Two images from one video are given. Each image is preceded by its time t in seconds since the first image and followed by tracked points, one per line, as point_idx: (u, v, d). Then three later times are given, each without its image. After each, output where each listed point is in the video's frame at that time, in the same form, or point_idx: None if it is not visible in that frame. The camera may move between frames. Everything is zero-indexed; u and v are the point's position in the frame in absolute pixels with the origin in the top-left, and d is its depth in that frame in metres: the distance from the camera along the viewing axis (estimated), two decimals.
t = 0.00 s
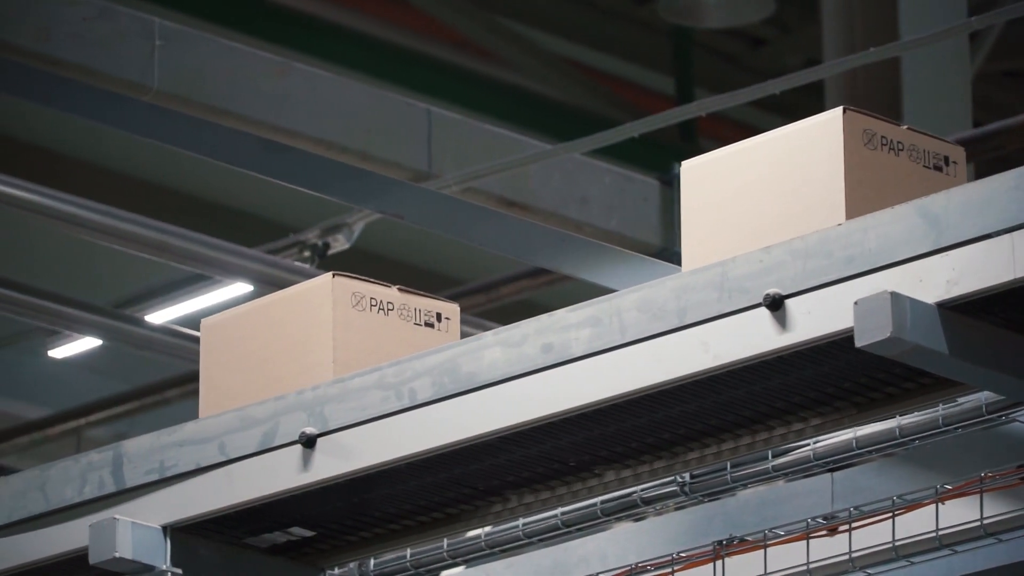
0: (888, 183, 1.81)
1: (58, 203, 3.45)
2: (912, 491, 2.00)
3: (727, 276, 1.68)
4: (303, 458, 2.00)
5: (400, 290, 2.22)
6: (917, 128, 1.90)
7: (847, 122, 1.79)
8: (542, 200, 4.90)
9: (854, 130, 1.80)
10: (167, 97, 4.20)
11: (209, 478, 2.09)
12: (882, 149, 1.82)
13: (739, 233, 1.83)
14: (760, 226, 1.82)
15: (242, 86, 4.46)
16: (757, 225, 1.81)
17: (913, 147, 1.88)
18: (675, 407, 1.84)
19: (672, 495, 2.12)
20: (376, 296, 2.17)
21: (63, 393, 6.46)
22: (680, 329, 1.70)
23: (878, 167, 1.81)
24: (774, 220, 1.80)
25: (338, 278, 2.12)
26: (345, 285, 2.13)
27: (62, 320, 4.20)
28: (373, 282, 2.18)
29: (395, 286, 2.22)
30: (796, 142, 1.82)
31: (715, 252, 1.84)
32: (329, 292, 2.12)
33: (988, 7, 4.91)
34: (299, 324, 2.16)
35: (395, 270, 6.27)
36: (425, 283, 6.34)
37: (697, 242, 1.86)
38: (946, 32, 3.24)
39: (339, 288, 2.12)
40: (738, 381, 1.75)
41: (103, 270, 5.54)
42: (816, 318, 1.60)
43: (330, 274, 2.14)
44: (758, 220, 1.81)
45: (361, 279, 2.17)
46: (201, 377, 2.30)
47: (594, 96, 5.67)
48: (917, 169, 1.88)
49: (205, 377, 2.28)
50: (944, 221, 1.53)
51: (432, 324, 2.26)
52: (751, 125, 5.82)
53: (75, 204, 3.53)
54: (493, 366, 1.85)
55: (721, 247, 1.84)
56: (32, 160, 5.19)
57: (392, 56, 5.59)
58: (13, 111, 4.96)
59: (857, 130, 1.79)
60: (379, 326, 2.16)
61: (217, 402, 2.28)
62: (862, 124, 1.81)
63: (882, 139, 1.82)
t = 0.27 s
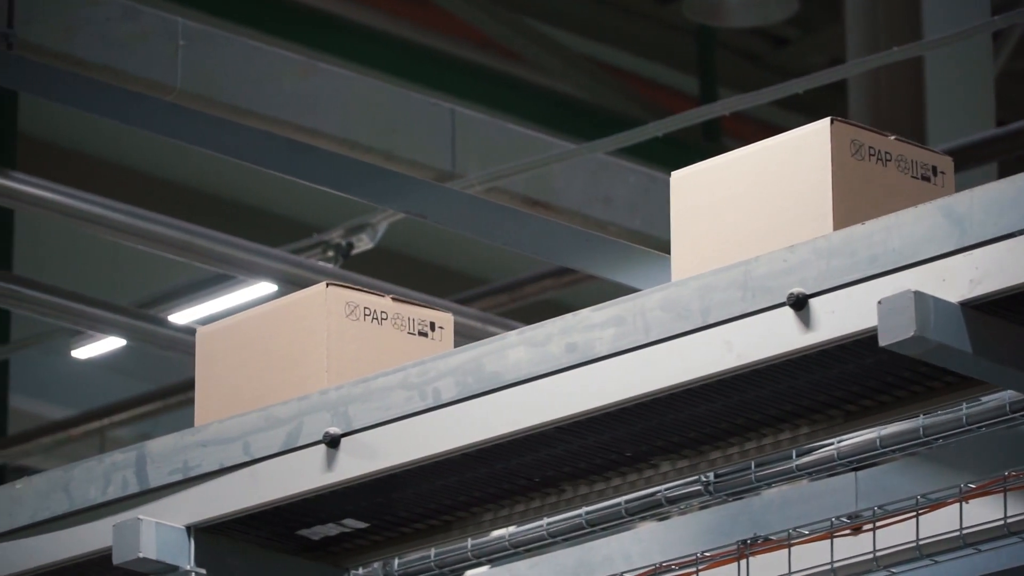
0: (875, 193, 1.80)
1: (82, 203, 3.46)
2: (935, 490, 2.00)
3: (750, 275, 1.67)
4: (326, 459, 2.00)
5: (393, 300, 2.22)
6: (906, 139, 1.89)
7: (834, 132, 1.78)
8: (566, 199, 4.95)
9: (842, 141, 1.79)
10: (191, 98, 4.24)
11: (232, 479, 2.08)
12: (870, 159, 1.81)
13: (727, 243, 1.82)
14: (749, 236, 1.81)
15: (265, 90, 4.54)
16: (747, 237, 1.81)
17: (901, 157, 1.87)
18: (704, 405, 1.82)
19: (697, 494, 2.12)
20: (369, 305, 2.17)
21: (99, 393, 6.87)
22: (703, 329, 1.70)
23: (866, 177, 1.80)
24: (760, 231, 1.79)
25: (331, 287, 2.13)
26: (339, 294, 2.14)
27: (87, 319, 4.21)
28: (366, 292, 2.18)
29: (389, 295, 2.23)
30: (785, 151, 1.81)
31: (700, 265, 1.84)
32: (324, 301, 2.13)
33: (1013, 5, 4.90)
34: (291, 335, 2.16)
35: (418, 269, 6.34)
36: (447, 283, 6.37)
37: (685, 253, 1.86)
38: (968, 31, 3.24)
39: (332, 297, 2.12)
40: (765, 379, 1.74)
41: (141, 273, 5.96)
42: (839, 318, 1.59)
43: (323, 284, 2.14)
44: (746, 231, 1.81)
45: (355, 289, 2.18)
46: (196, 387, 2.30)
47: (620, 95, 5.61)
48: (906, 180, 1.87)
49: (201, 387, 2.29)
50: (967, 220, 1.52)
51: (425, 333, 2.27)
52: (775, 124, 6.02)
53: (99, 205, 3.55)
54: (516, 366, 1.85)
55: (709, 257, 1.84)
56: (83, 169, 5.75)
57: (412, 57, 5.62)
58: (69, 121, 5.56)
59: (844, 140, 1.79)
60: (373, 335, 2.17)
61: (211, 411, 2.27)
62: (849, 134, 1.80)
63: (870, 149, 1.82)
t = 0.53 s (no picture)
0: (862, 204, 1.82)
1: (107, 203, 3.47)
2: (961, 489, 1.98)
3: (777, 275, 1.66)
4: (353, 458, 2.00)
5: (386, 310, 2.28)
6: (892, 150, 1.91)
7: (821, 144, 1.80)
8: (592, 199, 4.94)
9: (829, 153, 1.81)
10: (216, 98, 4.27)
11: (258, 478, 2.08)
12: (857, 170, 1.83)
13: (712, 255, 1.85)
14: (736, 247, 1.83)
15: (296, 92, 4.58)
16: (737, 247, 1.82)
17: (887, 168, 1.90)
18: (733, 404, 1.81)
19: (723, 492, 2.10)
20: (363, 315, 2.23)
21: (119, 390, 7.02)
22: (729, 328, 1.69)
23: (852, 188, 1.82)
24: (747, 242, 1.82)
25: (327, 297, 2.18)
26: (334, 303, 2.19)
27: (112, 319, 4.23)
28: (360, 302, 2.24)
29: (383, 305, 2.28)
30: (772, 163, 1.83)
31: (686, 276, 1.86)
32: (318, 311, 2.18)
33: None
34: (288, 344, 2.20)
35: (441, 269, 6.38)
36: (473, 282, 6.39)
37: (672, 266, 1.89)
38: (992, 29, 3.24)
39: (327, 307, 2.18)
40: (793, 378, 1.73)
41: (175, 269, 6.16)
42: (865, 316, 1.59)
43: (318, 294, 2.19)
44: (732, 242, 1.83)
45: (348, 300, 2.23)
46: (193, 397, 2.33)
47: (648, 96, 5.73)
48: (892, 191, 1.89)
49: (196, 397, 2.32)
50: (992, 217, 1.52)
51: (418, 342, 2.32)
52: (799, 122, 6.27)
53: (124, 205, 3.56)
54: (542, 365, 1.84)
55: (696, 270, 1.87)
56: (116, 171, 5.87)
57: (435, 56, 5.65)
58: (101, 121, 5.67)
59: (832, 151, 1.81)
60: (368, 343, 2.22)
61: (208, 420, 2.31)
62: (836, 145, 1.82)
63: (857, 160, 1.84)
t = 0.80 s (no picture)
0: (848, 214, 1.82)
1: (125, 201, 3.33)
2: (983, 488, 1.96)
3: (800, 274, 1.66)
4: (377, 458, 2.00)
5: (381, 319, 2.28)
6: (881, 160, 1.91)
7: (810, 154, 1.80)
8: (616, 197, 4.95)
9: (818, 163, 1.81)
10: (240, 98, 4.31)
11: (282, 478, 2.08)
12: (845, 180, 1.83)
13: (699, 267, 1.86)
14: (726, 258, 1.83)
15: (317, 92, 4.60)
16: (724, 258, 1.83)
17: (876, 178, 1.89)
18: (756, 403, 1.81)
19: (747, 492, 2.06)
20: (358, 324, 2.23)
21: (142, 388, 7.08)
22: (752, 329, 1.68)
23: (840, 198, 1.82)
24: (733, 253, 1.82)
25: (321, 306, 2.18)
26: (328, 313, 2.20)
27: (135, 319, 4.26)
28: (354, 311, 2.24)
29: (378, 314, 2.29)
30: (762, 172, 1.83)
31: (671, 287, 1.87)
32: (313, 320, 2.19)
33: None
34: (284, 352, 2.21)
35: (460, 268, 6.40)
36: (496, 281, 6.42)
37: (660, 276, 1.90)
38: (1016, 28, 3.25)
39: (321, 316, 2.18)
40: (816, 377, 1.72)
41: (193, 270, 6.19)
42: (888, 315, 1.58)
43: (313, 304, 2.19)
44: (720, 254, 1.84)
45: (343, 309, 2.23)
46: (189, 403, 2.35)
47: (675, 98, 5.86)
48: (881, 201, 1.88)
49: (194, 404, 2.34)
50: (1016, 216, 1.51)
51: (412, 351, 2.33)
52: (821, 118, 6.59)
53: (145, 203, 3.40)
54: (567, 363, 1.84)
55: (682, 279, 1.87)
56: (136, 170, 5.91)
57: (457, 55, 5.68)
58: (119, 121, 5.74)
59: (821, 161, 1.80)
60: (362, 352, 2.23)
61: (207, 427, 2.33)
62: (825, 155, 1.82)
63: (845, 170, 1.83)
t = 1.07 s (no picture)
0: (836, 224, 1.83)
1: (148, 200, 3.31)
2: (1005, 487, 1.95)
3: (823, 273, 1.66)
4: (400, 457, 2.00)
5: (375, 328, 2.30)
6: (869, 170, 1.92)
7: (797, 164, 1.82)
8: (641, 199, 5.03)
9: (805, 173, 1.83)
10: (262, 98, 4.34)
11: (306, 478, 2.08)
12: (833, 190, 1.85)
13: (686, 278, 1.87)
14: (715, 267, 1.84)
15: (335, 89, 4.65)
16: (712, 268, 1.84)
17: (863, 188, 1.90)
18: (776, 403, 1.80)
19: (769, 491, 2.06)
20: (352, 333, 2.25)
21: (163, 388, 7.10)
22: (775, 329, 1.68)
23: (827, 209, 1.84)
24: (721, 264, 1.84)
25: (315, 315, 2.20)
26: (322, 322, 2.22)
27: (157, 318, 4.28)
28: (348, 320, 2.26)
29: (371, 324, 2.30)
30: (749, 183, 1.85)
31: (659, 298, 1.89)
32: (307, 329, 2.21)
33: None
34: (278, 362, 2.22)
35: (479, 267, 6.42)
36: (518, 280, 6.44)
37: (648, 288, 1.91)
38: None
39: (315, 326, 2.20)
40: (838, 376, 1.72)
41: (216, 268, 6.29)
42: (912, 315, 1.58)
43: (307, 313, 2.22)
44: (705, 265, 1.85)
45: (337, 318, 2.25)
46: (184, 411, 2.38)
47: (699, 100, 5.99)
48: (868, 211, 1.90)
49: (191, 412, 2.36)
50: None
51: (406, 360, 2.34)
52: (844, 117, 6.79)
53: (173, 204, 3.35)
54: (590, 362, 1.84)
55: (670, 290, 1.89)
56: (158, 169, 5.94)
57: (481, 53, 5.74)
58: (143, 121, 5.78)
59: (808, 172, 1.82)
60: (356, 361, 2.25)
61: (205, 436, 2.35)
62: (813, 166, 1.84)
63: (832, 180, 1.85)
